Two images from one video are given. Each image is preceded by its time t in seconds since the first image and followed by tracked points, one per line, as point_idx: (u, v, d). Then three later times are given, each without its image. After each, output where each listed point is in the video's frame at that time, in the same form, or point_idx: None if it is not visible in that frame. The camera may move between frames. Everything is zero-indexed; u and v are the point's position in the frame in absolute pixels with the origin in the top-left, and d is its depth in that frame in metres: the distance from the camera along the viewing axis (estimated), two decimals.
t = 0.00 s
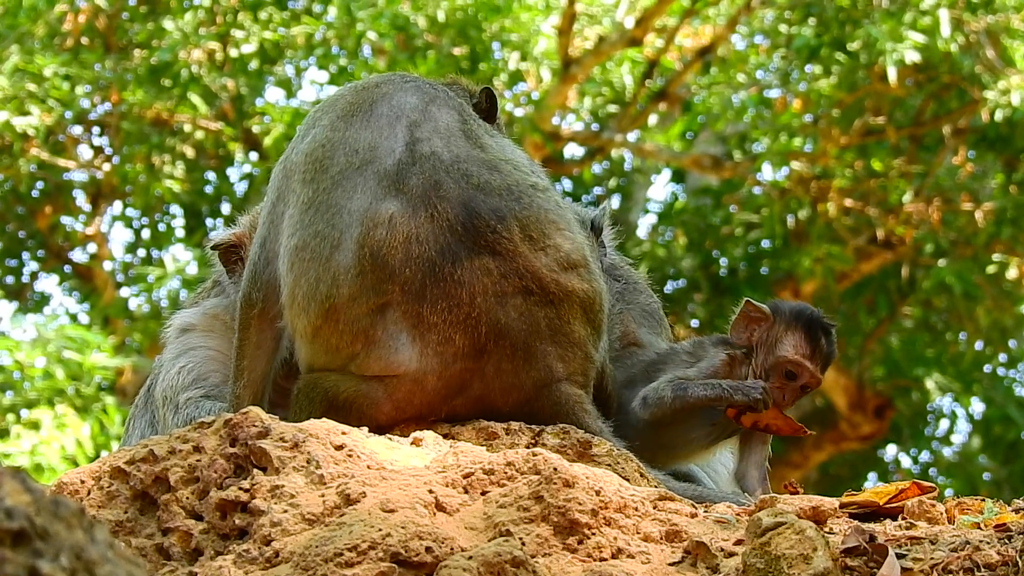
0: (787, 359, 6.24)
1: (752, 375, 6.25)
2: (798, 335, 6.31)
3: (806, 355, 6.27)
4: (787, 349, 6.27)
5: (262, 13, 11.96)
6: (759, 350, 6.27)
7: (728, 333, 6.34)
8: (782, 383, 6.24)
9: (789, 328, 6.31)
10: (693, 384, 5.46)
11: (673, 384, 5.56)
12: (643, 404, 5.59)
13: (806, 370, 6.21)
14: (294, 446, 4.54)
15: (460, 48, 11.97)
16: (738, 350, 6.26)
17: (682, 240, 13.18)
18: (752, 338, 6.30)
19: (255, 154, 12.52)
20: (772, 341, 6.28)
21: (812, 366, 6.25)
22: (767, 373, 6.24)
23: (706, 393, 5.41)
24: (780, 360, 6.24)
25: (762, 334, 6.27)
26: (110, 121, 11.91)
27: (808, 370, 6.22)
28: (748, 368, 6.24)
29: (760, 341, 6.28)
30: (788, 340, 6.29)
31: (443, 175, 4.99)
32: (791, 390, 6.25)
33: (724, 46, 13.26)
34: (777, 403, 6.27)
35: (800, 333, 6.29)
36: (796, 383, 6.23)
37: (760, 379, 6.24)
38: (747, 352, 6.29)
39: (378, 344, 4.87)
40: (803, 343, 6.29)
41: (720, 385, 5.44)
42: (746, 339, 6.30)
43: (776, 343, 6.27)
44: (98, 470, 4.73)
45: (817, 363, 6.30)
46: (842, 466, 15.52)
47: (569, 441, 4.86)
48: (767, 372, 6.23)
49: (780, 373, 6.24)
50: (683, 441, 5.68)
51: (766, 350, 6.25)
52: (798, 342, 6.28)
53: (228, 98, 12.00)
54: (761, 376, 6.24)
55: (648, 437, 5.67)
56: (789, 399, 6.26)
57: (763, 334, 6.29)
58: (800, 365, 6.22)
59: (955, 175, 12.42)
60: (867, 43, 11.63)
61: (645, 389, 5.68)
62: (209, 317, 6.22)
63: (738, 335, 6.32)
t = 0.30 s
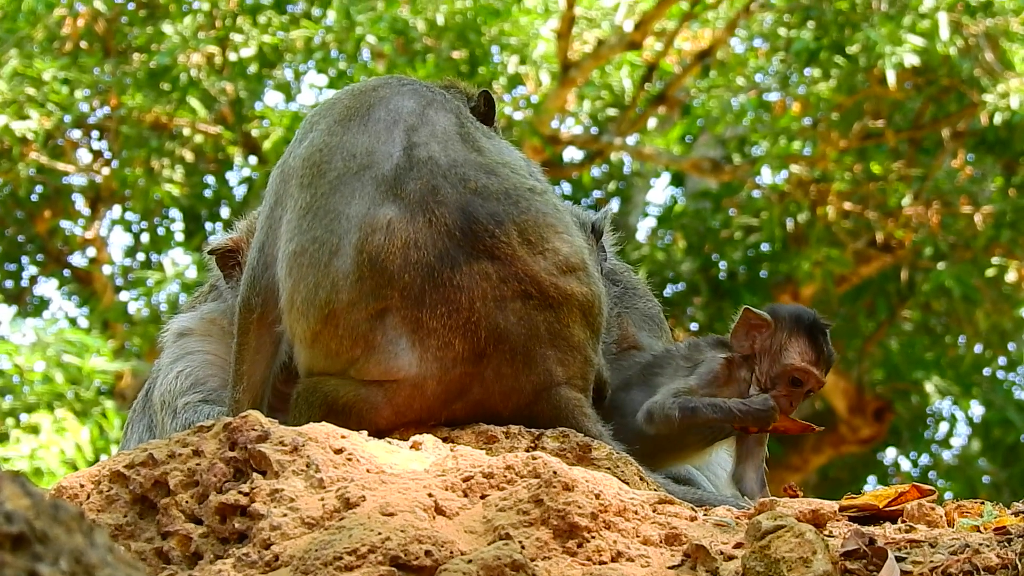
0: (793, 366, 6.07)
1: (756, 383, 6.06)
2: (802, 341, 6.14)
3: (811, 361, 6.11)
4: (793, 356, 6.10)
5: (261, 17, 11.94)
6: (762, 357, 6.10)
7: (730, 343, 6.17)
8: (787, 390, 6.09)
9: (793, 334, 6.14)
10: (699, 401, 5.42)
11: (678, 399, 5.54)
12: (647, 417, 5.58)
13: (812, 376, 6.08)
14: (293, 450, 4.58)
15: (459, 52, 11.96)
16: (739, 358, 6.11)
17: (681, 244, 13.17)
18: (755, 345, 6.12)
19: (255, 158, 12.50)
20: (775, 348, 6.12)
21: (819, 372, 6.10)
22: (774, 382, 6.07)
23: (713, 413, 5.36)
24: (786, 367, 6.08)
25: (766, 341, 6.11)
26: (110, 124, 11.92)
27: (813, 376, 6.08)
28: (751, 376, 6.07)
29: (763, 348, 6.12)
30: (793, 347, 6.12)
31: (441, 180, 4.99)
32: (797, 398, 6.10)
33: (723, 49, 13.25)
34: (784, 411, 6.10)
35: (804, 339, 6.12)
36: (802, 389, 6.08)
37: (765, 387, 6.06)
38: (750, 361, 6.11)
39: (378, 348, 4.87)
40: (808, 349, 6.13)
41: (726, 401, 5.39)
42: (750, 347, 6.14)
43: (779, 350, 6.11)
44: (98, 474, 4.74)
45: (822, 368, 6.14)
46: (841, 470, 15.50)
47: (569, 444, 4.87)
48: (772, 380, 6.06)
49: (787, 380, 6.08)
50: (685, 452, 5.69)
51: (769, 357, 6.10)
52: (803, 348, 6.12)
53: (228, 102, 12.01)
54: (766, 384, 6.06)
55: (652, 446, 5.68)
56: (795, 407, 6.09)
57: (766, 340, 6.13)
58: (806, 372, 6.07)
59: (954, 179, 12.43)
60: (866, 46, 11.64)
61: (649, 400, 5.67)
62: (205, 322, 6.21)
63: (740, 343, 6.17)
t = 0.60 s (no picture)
0: (793, 366, 6.03)
1: (757, 386, 5.99)
2: (798, 340, 6.10)
3: (810, 358, 6.06)
4: (791, 355, 6.05)
5: (259, 20, 11.89)
6: (760, 360, 6.03)
7: (727, 349, 6.07)
8: (789, 389, 6.05)
9: (788, 333, 6.09)
10: (702, 410, 5.36)
11: (680, 406, 5.50)
12: (647, 424, 5.55)
13: (812, 373, 6.03)
14: (292, 453, 4.59)
15: (459, 56, 11.92)
16: (736, 361, 6.03)
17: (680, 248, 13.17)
18: (752, 348, 6.05)
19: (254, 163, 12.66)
20: (772, 350, 6.05)
21: (818, 369, 6.06)
22: (775, 383, 6.02)
23: (716, 423, 5.29)
24: (785, 367, 6.03)
25: (763, 343, 6.03)
26: (109, 129, 11.93)
27: (814, 373, 6.04)
28: (751, 379, 6.00)
29: (761, 351, 6.04)
30: (790, 346, 6.07)
31: (440, 184, 4.99)
32: (799, 396, 6.06)
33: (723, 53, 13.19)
34: (787, 410, 6.06)
35: (800, 337, 6.08)
36: (804, 388, 6.04)
37: (767, 389, 6.00)
38: (749, 364, 6.04)
39: (377, 353, 4.88)
40: (805, 346, 6.08)
41: (730, 410, 5.31)
42: (747, 351, 6.05)
43: (777, 350, 6.05)
44: (96, 477, 4.74)
45: (821, 364, 6.10)
46: (840, 474, 15.49)
47: (567, 448, 4.89)
48: (773, 381, 6.00)
49: (788, 380, 6.04)
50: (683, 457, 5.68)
51: (767, 359, 6.03)
52: (800, 347, 6.07)
53: (227, 105, 12.02)
54: (767, 385, 6.00)
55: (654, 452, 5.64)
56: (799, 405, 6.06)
57: (762, 342, 6.06)
58: (806, 369, 6.03)
59: (953, 183, 12.44)
60: (865, 50, 11.65)
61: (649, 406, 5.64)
62: (205, 326, 6.21)
63: (737, 348, 6.06)
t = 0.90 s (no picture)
0: (788, 363, 6.07)
1: (752, 384, 6.01)
2: (792, 338, 6.14)
3: (804, 355, 6.11)
4: (786, 353, 6.09)
5: (258, 23, 11.91)
6: (756, 358, 6.04)
7: (722, 348, 6.05)
8: (784, 387, 6.09)
9: (783, 331, 6.13)
10: (698, 412, 5.28)
11: (675, 408, 5.42)
12: (643, 426, 5.48)
13: (808, 369, 6.08)
14: (290, 455, 4.59)
15: (457, 58, 11.94)
16: (732, 360, 6.02)
17: (678, 250, 13.16)
18: (747, 346, 6.06)
19: (254, 164, 12.55)
20: (768, 347, 6.07)
21: (812, 366, 6.11)
22: (771, 380, 6.04)
23: (711, 425, 5.21)
24: (781, 364, 6.06)
25: (759, 340, 6.04)
26: (108, 130, 11.94)
27: (809, 369, 6.08)
28: (747, 377, 6.00)
29: (756, 349, 6.06)
30: (785, 344, 6.11)
31: (439, 185, 4.99)
32: (794, 393, 6.12)
33: (721, 55, 13.18)
34: (782, 407, 6.10)
35: (795, 335, 6.12)
36: (799, 385, 6.09)
37: (763, 386, 6.02)
38: (744, 361, 6.04)
39: (377, 354, 4.88)
40: (799, 344, 6.12)
41: (725, 412, 5.22)
42: (742, 349, 6.05)
43: (772, 348, 6.07)
44: (95, 479, 4.75)
45: (814, 361, 6.15)
46: (839, 475, 15.50)
47: (566, 449, 4.91)
48: (768, 379, 6.03)
49: (783, 377, 6.07)
50: (679, 459, 5.61)
51: (763, 356, 6.04)
52: (794, 344, 6.12)
53: (225, 108, 12.02)
54: (763, 382, 6.02)
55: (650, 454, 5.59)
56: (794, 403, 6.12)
57: (757, 340, 6.08)
58: (801, 366, 6.07)
59: (951, 186, 12.45)
60: (864, 53, 11.67)
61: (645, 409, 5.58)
62: (204, 327, 6.21)
63: (733, 346, 6.05)
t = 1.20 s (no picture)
0: (779, 363, 5.95)
1: (744, 383, 5.92)
2: (783, 337, 6.02)
3: (796, 353, 5.99)
4: (777, 352, 5.97)
5: (254, 23, 11.94)
6: (747, 357, 5.95)
7: (713, 347, 5.97)
8: (775, 386, 5.99)
9: (774, 330, 6.01)
10: (689, 413, 5.23)
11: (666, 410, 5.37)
12: (635, 429, 5.45)
13: (799, 368, 5.96)
14: (285, 455, 4.65)
15: (453, 59, 12.04)
16: (722, 359, 5.93)
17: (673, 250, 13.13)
18: (737, 345, 5.97)
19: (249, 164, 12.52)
20: (758, 346, 5.97)
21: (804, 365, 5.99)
22: (762, 380, 5.94)
23: (704, 426, 5.15)
24: (772, 364, 5.95)
25: (749, 340, 5.95)
26: (102, 130, 11.94)
27: (800, 368, 5.97)
28: (738, 377, 5.92)
29: (747, 348, 5.97)
30: (776, 343, 5.99)
31: (439, 185, 4.95)
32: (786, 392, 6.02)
33: (716, 56, 13.26)
34: (774, 407, 6.00)
35: (786, 334, 6.00)
36: (791, 384, 5.98)
37: (754, 386, 5.92)
38: (734, 361, 5.95)
39: (374, 355, 4.87)
40: (790, 343, 6.00)
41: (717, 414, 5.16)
42: (733, 348, 5.96)
43: (762, 347, 5.97)
44: (89, 479, 4.79)
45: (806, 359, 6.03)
46: (833, 476, 15.51)
47: (561, 450, 4.91)
48: (760, 378, 5.94)
49: (775, 377, 5.97)
50: (669, 458, 5.60)
51: (753, 355, 5.95)
52: (786, 342, 6.00)
53: (220, 108, 12.09)
54: (754, 382, 5.93)
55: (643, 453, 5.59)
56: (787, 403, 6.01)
57: (748, 340, 5.98)
58: (792, 365, 5.96)
59: (947, 186, 12.63)
60: (859, 53, 11.69)
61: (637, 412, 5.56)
62: (199, 329, 6.12)
63: (723, 345, 5.97)
